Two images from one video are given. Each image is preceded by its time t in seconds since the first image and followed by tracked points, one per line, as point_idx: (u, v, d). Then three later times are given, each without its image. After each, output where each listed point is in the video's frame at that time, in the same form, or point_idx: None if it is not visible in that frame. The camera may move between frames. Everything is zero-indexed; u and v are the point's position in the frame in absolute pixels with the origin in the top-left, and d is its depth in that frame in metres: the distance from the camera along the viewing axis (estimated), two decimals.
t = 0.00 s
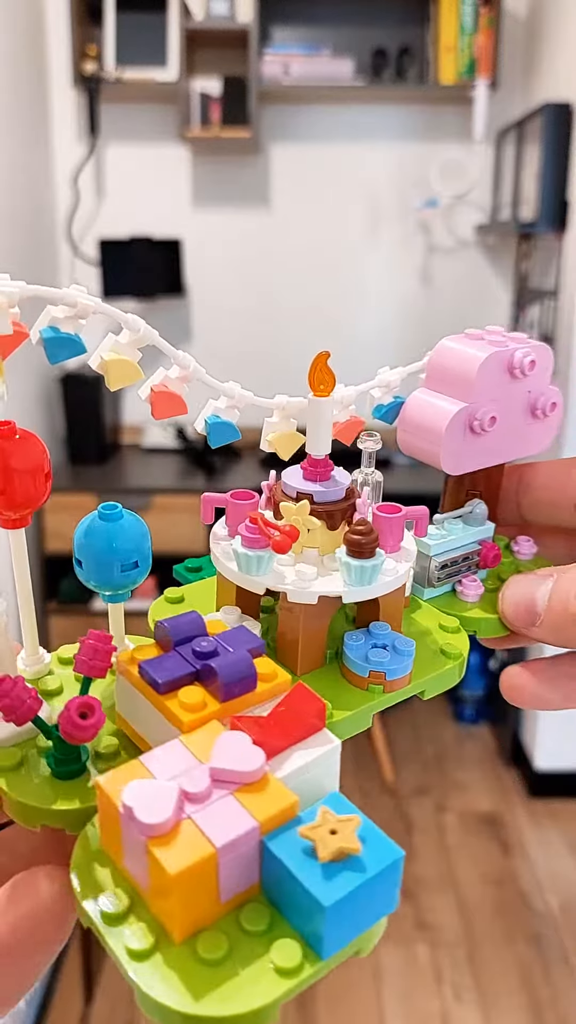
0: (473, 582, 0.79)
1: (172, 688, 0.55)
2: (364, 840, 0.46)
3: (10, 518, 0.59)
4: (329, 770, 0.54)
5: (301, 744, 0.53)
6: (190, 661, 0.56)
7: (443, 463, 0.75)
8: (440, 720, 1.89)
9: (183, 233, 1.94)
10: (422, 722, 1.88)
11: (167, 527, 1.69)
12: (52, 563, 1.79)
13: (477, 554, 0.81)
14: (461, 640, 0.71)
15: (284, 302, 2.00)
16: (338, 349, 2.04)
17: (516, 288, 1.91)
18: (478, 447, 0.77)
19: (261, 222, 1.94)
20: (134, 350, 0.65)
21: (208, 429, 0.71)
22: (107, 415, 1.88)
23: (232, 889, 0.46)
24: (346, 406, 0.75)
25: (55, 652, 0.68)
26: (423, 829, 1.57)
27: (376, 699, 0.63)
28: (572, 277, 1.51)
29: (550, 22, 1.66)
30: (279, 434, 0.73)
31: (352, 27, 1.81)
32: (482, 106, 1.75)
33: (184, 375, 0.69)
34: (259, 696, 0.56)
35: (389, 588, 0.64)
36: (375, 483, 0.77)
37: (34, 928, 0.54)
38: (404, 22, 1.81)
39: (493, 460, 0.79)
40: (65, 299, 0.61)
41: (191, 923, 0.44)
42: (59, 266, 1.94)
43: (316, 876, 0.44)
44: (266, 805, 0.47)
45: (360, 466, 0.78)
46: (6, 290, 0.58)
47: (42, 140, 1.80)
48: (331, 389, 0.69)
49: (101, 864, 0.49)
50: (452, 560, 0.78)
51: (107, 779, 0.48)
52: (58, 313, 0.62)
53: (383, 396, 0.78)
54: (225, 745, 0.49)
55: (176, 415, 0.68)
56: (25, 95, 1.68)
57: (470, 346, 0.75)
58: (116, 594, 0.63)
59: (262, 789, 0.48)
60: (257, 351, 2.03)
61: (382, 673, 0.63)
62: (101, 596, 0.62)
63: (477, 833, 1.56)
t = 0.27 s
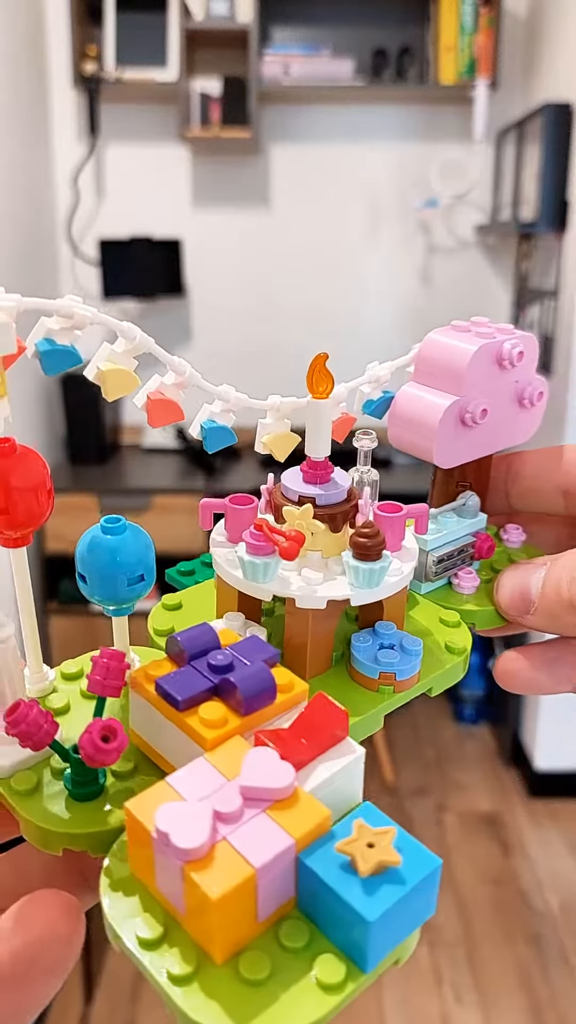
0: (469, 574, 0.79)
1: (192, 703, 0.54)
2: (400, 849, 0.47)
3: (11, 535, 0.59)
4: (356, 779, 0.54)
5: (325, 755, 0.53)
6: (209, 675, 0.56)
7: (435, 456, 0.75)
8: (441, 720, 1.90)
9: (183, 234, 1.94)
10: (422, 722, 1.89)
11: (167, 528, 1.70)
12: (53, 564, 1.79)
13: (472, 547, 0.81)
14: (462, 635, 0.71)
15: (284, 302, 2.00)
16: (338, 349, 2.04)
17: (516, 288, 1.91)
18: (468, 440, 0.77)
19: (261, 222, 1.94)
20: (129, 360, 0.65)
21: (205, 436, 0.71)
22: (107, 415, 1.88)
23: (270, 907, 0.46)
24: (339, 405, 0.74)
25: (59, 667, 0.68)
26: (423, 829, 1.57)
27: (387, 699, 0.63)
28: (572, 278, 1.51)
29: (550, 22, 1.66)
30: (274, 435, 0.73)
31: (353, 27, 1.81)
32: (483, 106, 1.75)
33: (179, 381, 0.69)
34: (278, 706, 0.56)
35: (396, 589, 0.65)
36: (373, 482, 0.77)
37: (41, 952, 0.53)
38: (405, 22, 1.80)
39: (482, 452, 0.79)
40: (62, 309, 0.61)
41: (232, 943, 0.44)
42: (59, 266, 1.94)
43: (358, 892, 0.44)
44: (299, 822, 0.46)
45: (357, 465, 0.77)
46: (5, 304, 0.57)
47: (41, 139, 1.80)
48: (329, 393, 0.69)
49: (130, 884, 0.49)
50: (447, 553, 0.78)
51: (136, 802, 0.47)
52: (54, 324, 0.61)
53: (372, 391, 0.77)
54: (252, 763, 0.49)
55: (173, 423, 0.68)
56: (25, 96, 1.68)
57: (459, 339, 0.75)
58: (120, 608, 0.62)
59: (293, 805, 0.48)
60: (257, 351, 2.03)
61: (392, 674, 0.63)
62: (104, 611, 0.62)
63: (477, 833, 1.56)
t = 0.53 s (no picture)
0: (462, 566, 0.79)
1: (186, 682, 0.54)
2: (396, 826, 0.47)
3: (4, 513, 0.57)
4: (351, 759, 0.53)
5: (320, 734, 0.53)
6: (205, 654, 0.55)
7: (429, 448, 0.75)
8: (440, 720, 1.90)
9: (183, 234, 1.94)
10: (421, 721, 1.88)
11: (166, 526, 1.69)
12: (52, 563, 1.78)
13: (465, 539, 0.81)
14: (457, 624, 0.71)
15: (284, 302, 2.00)
16: (338, 350, 2.04)
17: (516, 288, 1.91)
18: (463, 432, 0.77)
19: (261, 221, 1.94)
20: (125, 339, 0.65)
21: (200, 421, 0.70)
22: (107, 414, 1.88)
23: (264, 884, 0.45)
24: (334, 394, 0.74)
25: (50, 652, 0.67)
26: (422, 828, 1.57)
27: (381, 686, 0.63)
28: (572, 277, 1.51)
29: (550, 22, 1.66)
30: (268, 423, 0.73)
31: (353, 27, 1.81)
32: (482, 106, 1.75)
33: (175, 366, 0.68)
34: (271, 686, 0.55)
35: (392, 573, 0.64)
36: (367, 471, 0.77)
37: (30, 939, 0.52)
38: (405, 22, 1.81)
39: (477, 445, 0.79)
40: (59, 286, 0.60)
41: (226, 920, 0.44)
42: (59, 265, 1.94)
43: (354, 867, 0.44)
44: (294, 798, 0.46)
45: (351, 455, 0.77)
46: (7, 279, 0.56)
47: (41, 139, 1.80)
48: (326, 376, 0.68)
49: (122, 864, 0.49)
50: (442, 544, 0.78)
51: (130, 777, 0.47)
52: (50, 302, 0.61)
53: (367, 384, 0.77)
54: (248, 739, 0.48)
55: (167, 407, 0.68)
56: (25, 96, 1.68)
57: (454, 331, 0.75)
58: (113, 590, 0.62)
59: (288, 781, 0.48)
60: (258, 352, 2.03)
61: (387, 661, 0.62)
62: (98, 593, 0.61)
63: (476, 832, 1.56)
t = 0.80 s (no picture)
0: (465, 558, 0.78)
1: (192, 676, 0.54)
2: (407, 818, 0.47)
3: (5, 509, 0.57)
4: (359, 752, 0.53)
5: (327, 727, 0.53)
6: (212, 647, 0.55)
7: (431, 439, 0.75)
8: (441, 720, 1.90)
9: (183, 234, 1.94)
10: (422, 721, 1.89)
11: (166, 527, 1.69)
12: (53, 564, 1.79)
13: (468, 531, 0.80)
14: (461, 616, 0.71)
15: (284, 302, 2.00)
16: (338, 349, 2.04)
17: (516, 288, 1.91)
18: (464, 423, 0.77)
19: (260, 221, 1.94)
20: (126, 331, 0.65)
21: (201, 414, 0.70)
22: (107, 414, 1.88)
23: (275, 879, 0.45)
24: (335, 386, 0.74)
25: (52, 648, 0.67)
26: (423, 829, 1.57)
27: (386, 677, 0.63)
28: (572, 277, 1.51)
29: (550, 21, 1.66)
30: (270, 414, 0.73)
31: (352, 27, 1.81)
32: (483, 106, 1.75)
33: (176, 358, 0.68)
34: (279, 678, 0.56)
35: (397, 565, 0.64)
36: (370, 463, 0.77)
37: (31, 938, 0.52)
38: (405, 21, 1.81)
39: (479, 436, 0.79)
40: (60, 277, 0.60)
41: (238, 914, 0.44)
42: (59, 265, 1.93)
43: (367, 859, 0.44)
44: (304, 791, 0.46)
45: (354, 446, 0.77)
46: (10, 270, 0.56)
47: (41, 139, 1.80)
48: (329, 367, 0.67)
49: (130, 860, 0.49)
50: (445, 535, 0.77)
51: (138, 772, 0.47)
52: (51, 295, 0.61)
53: (367, 375, 0.77)
54: (257, 733, 0.48)
55: (170, 399, 0.68)
56: (25, 96, 1.68)
57: (455, 320, 0.75)
58: (116, 585, 0.62)
59: (297, 774, 0.48)
60: (258, 353, 2.04)
61: (392, 652, 0.63)
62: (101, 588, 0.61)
63: (477, 832, 1.56)
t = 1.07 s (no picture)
0: (463, 547, 0.78)
1: (159, 644, 0.55)
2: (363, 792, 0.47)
3: None
4: (325, 725, 0.54)
5: (293, 698, 0.53)
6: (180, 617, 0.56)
7: (430, 426, 0.74)
8: (440, 720, 1.90)
9: (183, 233, 1.94)
10: (421, 721, 1.89)
11: (166, 527, 1.69)
12: (52, 565, 1.79)
13: (466, 519, 0.80)
14: (453, 603, 0.70)
15: (284, 302, 2.00)
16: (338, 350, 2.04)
17: (515, 288, 1.91)
18: (465, 411, 0.76)
19: (260, 221, 1.94)
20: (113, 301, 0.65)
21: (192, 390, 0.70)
22: (106, 414, 1.88)
23: (225, 844, 0.46)
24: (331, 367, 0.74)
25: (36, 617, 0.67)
26: (422, 828, 1.57)
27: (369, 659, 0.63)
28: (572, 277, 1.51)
29: (550, 21, 1.66)
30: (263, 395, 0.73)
31: (352, 27, 1.81)
32: (483, 106, 1.75)
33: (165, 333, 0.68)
34: (249, 652, 0.56)
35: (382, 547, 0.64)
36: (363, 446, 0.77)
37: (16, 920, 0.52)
38: (405, 21, 1.80)
39: (481, 425, 0.79)
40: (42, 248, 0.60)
41: (183, 877, 0.45)
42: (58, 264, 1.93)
43: (314, 827, 0.44)
44: (257, 757, 0.47)
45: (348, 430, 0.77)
46: None
47: (41, 138, 1.80)
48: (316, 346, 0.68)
49: (88, 823, 0.50)
50: (442, 523, 0.77)
51: (92, 733, 0.48)
52: (34, 262, 0.60)
53: (368, 360, 0.78)
54: (216, 701, 0.49)
55: (159, 374, 0.68)
56: (25, 97, 1.68)
57: (457, 307, 0.75)
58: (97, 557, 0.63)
59: (253, 741, 0.48)
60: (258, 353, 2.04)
61: (375, 633, 0.62)
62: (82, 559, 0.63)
63: (476, 832, 1.56)
